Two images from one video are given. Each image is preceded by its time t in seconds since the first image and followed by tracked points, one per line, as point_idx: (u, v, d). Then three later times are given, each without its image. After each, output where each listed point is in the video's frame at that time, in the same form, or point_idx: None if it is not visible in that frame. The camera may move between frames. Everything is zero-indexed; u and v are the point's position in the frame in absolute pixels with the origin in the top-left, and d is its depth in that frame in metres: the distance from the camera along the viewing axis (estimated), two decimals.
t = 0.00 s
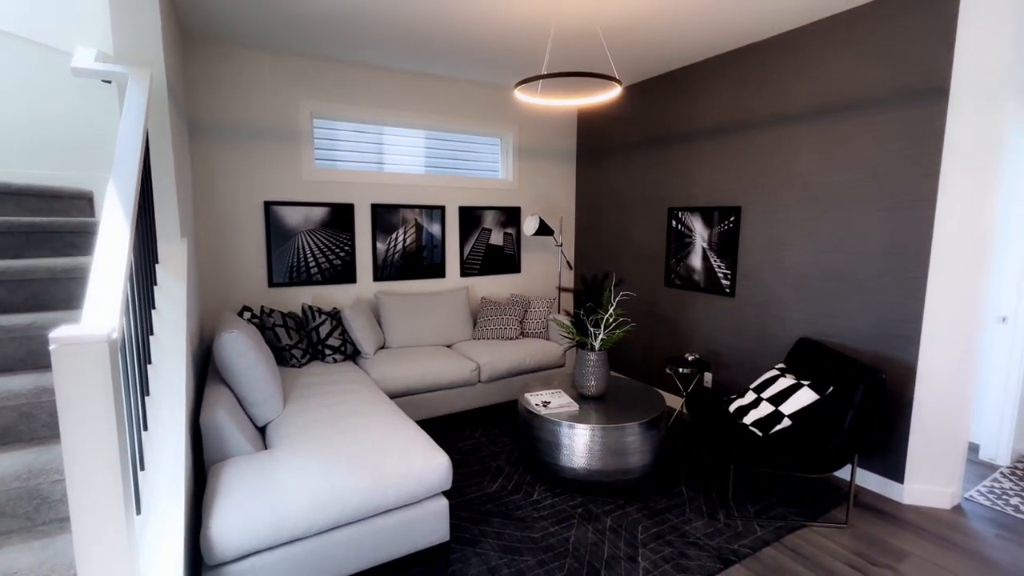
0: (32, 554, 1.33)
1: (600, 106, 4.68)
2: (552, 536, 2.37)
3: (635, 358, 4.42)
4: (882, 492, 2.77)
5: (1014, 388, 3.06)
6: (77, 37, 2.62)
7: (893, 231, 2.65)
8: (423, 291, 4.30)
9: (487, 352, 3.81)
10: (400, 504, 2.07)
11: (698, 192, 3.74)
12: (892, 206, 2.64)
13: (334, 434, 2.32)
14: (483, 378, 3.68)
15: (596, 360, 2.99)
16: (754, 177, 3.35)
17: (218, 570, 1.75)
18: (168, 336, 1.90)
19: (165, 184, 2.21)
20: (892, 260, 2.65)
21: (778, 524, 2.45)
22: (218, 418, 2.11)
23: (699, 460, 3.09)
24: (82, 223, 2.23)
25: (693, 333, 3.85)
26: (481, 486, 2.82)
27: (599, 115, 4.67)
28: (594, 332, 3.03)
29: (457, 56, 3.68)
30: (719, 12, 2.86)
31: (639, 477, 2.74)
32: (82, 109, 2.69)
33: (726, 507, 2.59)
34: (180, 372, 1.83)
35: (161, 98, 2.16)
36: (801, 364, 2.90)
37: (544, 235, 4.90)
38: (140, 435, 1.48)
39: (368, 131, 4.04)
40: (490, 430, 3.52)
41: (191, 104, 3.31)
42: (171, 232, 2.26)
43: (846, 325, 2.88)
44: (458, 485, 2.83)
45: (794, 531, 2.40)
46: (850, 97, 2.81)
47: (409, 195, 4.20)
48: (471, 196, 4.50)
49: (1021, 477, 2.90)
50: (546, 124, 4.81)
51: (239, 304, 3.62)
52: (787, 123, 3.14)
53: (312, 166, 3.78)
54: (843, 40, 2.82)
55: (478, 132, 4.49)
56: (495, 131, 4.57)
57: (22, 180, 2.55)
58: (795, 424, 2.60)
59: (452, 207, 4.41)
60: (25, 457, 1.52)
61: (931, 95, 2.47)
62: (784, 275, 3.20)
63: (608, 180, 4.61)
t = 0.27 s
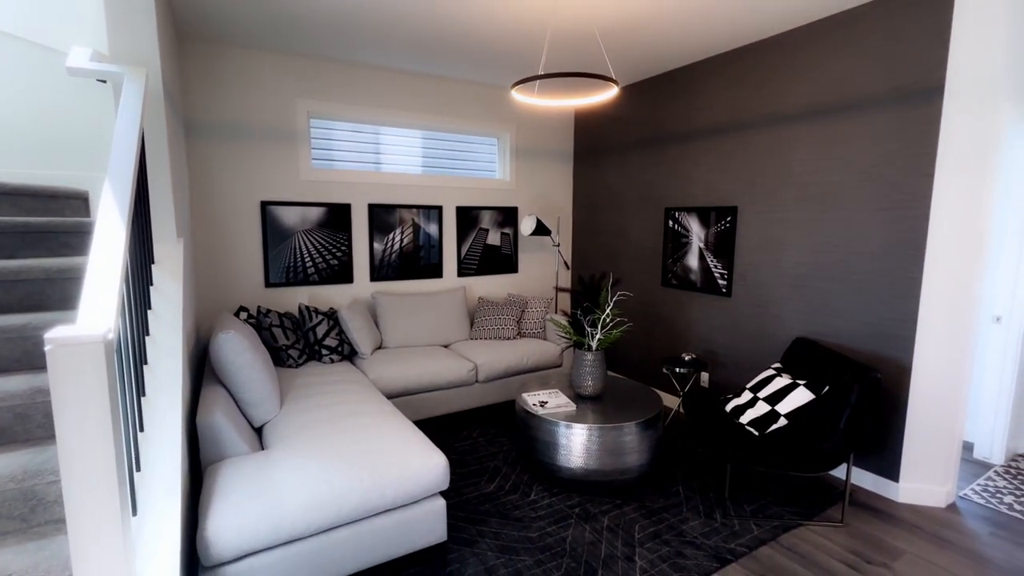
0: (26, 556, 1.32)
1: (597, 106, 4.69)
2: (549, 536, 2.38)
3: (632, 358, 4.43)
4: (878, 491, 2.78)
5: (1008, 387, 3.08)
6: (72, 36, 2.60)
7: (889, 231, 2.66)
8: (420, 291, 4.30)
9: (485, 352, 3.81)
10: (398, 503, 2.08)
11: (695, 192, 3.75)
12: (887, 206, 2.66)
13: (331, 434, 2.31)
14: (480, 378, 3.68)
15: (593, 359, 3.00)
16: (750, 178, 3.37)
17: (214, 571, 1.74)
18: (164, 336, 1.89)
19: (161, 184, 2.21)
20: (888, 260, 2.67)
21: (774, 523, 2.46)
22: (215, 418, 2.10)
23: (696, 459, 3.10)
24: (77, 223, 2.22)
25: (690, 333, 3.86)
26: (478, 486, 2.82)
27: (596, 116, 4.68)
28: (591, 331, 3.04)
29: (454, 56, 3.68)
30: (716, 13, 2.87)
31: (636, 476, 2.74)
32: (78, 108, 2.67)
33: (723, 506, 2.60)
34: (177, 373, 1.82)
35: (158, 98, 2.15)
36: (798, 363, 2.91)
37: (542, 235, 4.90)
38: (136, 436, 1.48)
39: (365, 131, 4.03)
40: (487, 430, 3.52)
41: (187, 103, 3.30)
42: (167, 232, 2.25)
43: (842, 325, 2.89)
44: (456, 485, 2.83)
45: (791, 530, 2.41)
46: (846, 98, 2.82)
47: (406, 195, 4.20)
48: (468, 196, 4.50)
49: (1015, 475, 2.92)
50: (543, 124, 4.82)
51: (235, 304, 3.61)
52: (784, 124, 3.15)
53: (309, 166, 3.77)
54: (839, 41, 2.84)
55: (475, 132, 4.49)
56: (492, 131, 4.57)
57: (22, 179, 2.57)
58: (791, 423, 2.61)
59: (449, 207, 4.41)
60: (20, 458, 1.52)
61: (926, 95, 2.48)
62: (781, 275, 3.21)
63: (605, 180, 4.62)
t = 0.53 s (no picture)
0: (25, 555, 1.32)
1: (595, 106, 4.70)
2: (547, 535, 2.38)
3: (630, 358, 4.44)
4: (875, 490, 2.80)
5: (1004, 386, 3.10)
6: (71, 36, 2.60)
7: (885, 231, 2.67)
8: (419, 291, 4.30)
9: (483, 352, 3.82)
10: (396, 503, 2.08)
11: (693, 192, 3.76)
12: (884, 206, 2.67)
13: (330, 434, 2.32)
14: (479, 378, 3.68)
15: (592, 359, 3.00)
16: (748, 178, 3.38)
17: (213, 570, 1.74)
18: (164, 336, 1.90)
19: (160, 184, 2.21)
20: (885, 260, 2.68)
21: (772, 522, 2.47)
22: (213, 418, 2.11)
23: (693, 458, 3.11)
24: (77, 223, 2.22)
25: (688, 333, 3.87)
26: (476, 485, 2.83)
27: (595, 116, 4.69)
28: (590, 331, 3.04)
29: (453, 56, 3.69)
30: (714, 13, 2.88)
31: (634, 475, 2.75)
32: (76, 108, 2.67)
33: (720, 505, 2.61)
34: (176, 372, 1.83)
35: (157, 98, 2.15)
36: (795, 363, 2.93)
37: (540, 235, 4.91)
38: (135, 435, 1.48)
39: (363, 130, 4.04)
40: (486, 430, 3.52)
41: (186, 103, 3.30)
42: (166, 231, 2.25)
43: (839, 324, 2.90)
44: (454, 484, 2.84)
45: (788, 529, 2.42)
46: (843, 99, 2.84)
47: (405, 195, 4.20)
48: (467, 196, 4.50)
49: (1011, 474, 2.94)
50: (542, 124, 4.83)
51: (234, 304, 3.61)
52: (782, 125, 3.16)
53: (308, 166, 3.77)
54: (836, 42, 2.85)
55: (474, 132, 4.50)
56: (491, 131, 4.58)
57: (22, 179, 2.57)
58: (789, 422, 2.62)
59: (448, 207, 4.42)
60: (20, 457, 1.52)
61: (923, 96, 2.50)
62: (778, 275, 3.22)
63: (604, 180, 4.63)
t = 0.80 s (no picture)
0: (30, 553, 1.33)
1: (596, 106, 4.70)
2: (549, 534, 2.39)
3: (631, 358, 4.44)
4: (876, 489, 2.80)
5: (1005, 385, 3.10)
6: (73, 36, 2.61)
7: (886, 231, 2.68)
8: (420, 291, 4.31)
9: (485, 352, 3.82)
10: (399, 502, 2.08)
11: (694, 192, 3.77)
12: (885, 206, 2.68)
13: (332, 433, 2.32)
14: (480, 378, 3.69)
15: (593, 359, 3.01)
16: (749, 178, 3.38)
17: (216, 569, 1.75)
18: (167, 335, 1.90)
19: (163, 183, 2.21)
20: (886, 260, 2.69)
21: (773, 521, 2.47)
22: (216, 417, 2.11)
23: (695, 458, 3.11)
24: (79, 223, 2.23)
25: (689, 333, 3.88)
26: (478, 485, 2.83)
27: (596, 116, 4.69)
28: (591, 330, 3.04)
29: (455, 56, 3.69)
30: (715, 14, 2.88)
31: (636, 475, 2.75)
32: (79, 108, 2.67)
33: (722, 504, 2.62)
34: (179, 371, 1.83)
35: (159, 97, 2.15)
36: (796, 362, 2.93)
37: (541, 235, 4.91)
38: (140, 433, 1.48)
39: (364, 130, 4.04)
40: (487, 429, 3.53)
41: (187, 103, 3.30)
42: (169, 231, 2.25)
43: (841, 324, 2.91)
44: (456, 484, 2.84)
45: (789, 528, 2.43)
46: (844, 98, 2.84)
47: (406, 195, 4.21)
48: (468, 196, 4.51)
49: (1013, 473, 2.94)
50: (543, 124, 4.83)
51: (236, 304, 3.61)
52: (783, 124, 3.17)
53: (309, 166, 3.77)
54: (837, 42, 2.85)
55: (475, 132, 4.51)
56: (492, 131, 4.58)
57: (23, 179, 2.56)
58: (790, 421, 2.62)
59: (449, 207, 4.42)
60: (25, 455, 1.53)
61: (924, 96, 2.50)
62: (780, 275, 3.23)
63: (605, 180, 4.63)
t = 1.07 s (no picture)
0: (37, 553, 1.33)
1: (598, 106, 4.71)
2: (552, 534, 2.39)
3: (634, 358, 4.44)
4: (879, 490, 2.79)
5: (1008, 385, 3.10)
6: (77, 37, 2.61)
7: (889, 232, 2.67)
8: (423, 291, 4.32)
9: (487, 352, 3.82)
10: (403, 502, 2.09)
11: (696, 192, 3.77)
12: (888, 207, 2.67)
13: (336, 433, 2.33)
14: (482, 378, 3.69)
15: (596, 359, 3.01)
16: (751, 178, 3.38)
17: (221, 569, 1.75)
18: (172, 335, 1.91)
19: (167, 184, 2.22)
20: (889, 260, 2.68)
21: (776, 522, 2.47)
22: (220, 417, 2.11)
23: (698, 458, 3.11)
24: (84, 223, 2.23)
25: (692, 333, 3.87)
26: (481, 485, 2.83)
27: (598, 116, 4.69)
28: (594, 331, 3.04)
29: (457, 57, 3.69)
30: (718, 14, 2.88)
31: (638, 475, 2.75)
32: (83, 108, 2.68)
33: (725, 505, 2.61)
34: (183, 371, 1.83)
35: (164, 98, 2.16)
36: (800, 363, 2.93)
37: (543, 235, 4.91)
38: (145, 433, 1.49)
39: (366, 130, 4.04)
40: (490, 429, 3.53)
41: (191, 103, 3.31)
42: (173, 231, 2.26)
43: (844, 325, 2.90)
44: (459, 484, 2.84)
45: (793, 529, 2.42)
46: (847, 99, 2.84)
47: (408, 195, 4.21)
48: (470, 196, 4.51)
49: (1016, 474, 2.94)
50: (545, 125, 4.83)
51: (239, 304, 3.62)
52: (785, 125, 3.16)
53: (312, 166, 3.78)
54: (840, 42, 2.85)
55: (477, 132, 4.51)
56: (494, 132, 4.59)
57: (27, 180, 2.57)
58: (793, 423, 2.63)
59: (452, 207, 4.43)
60: (31, 455, 1.53)
61: (927, 96, 2.50)
62: (782, 275, 3.22)
63: (607, 180, 4.63)
